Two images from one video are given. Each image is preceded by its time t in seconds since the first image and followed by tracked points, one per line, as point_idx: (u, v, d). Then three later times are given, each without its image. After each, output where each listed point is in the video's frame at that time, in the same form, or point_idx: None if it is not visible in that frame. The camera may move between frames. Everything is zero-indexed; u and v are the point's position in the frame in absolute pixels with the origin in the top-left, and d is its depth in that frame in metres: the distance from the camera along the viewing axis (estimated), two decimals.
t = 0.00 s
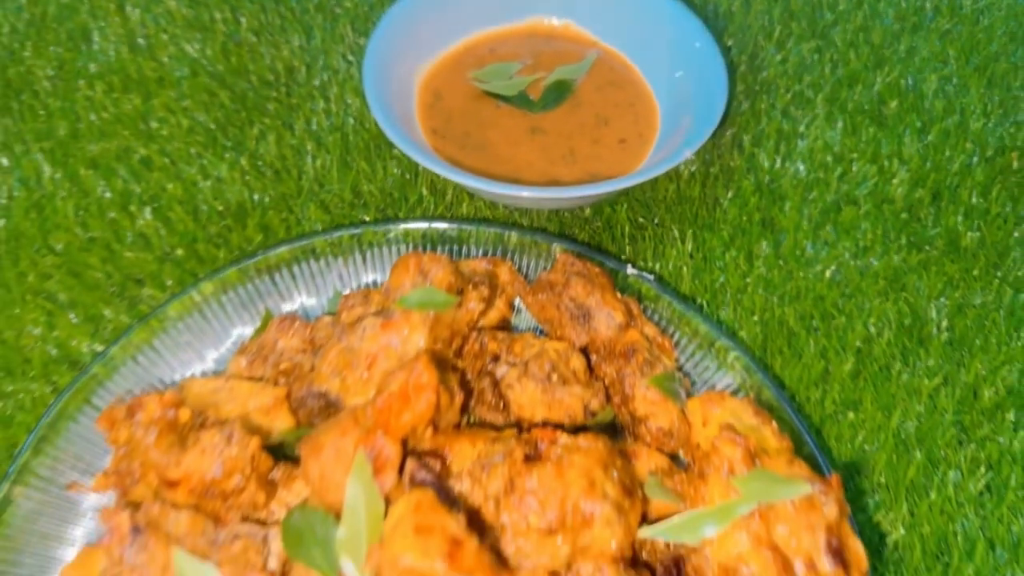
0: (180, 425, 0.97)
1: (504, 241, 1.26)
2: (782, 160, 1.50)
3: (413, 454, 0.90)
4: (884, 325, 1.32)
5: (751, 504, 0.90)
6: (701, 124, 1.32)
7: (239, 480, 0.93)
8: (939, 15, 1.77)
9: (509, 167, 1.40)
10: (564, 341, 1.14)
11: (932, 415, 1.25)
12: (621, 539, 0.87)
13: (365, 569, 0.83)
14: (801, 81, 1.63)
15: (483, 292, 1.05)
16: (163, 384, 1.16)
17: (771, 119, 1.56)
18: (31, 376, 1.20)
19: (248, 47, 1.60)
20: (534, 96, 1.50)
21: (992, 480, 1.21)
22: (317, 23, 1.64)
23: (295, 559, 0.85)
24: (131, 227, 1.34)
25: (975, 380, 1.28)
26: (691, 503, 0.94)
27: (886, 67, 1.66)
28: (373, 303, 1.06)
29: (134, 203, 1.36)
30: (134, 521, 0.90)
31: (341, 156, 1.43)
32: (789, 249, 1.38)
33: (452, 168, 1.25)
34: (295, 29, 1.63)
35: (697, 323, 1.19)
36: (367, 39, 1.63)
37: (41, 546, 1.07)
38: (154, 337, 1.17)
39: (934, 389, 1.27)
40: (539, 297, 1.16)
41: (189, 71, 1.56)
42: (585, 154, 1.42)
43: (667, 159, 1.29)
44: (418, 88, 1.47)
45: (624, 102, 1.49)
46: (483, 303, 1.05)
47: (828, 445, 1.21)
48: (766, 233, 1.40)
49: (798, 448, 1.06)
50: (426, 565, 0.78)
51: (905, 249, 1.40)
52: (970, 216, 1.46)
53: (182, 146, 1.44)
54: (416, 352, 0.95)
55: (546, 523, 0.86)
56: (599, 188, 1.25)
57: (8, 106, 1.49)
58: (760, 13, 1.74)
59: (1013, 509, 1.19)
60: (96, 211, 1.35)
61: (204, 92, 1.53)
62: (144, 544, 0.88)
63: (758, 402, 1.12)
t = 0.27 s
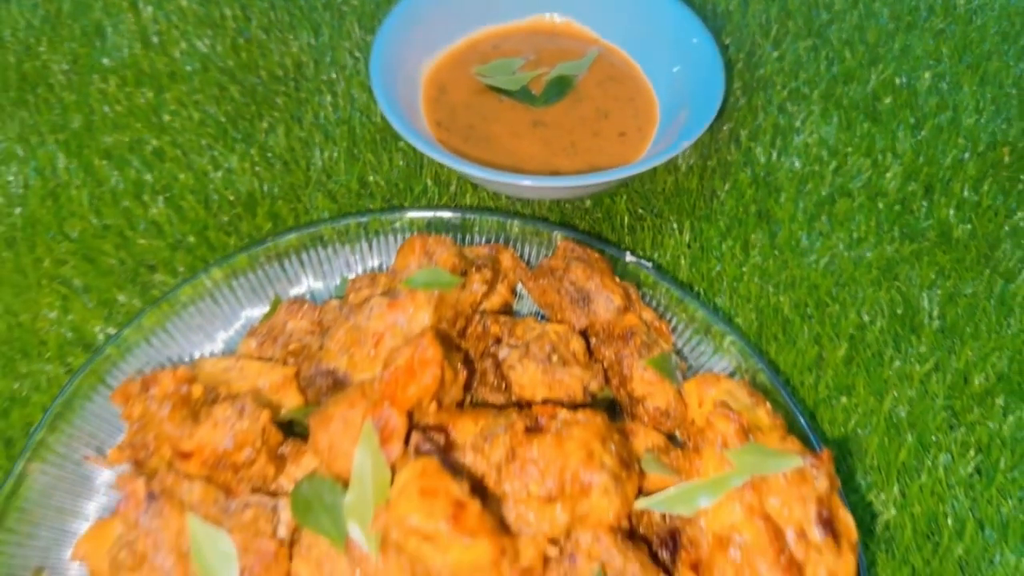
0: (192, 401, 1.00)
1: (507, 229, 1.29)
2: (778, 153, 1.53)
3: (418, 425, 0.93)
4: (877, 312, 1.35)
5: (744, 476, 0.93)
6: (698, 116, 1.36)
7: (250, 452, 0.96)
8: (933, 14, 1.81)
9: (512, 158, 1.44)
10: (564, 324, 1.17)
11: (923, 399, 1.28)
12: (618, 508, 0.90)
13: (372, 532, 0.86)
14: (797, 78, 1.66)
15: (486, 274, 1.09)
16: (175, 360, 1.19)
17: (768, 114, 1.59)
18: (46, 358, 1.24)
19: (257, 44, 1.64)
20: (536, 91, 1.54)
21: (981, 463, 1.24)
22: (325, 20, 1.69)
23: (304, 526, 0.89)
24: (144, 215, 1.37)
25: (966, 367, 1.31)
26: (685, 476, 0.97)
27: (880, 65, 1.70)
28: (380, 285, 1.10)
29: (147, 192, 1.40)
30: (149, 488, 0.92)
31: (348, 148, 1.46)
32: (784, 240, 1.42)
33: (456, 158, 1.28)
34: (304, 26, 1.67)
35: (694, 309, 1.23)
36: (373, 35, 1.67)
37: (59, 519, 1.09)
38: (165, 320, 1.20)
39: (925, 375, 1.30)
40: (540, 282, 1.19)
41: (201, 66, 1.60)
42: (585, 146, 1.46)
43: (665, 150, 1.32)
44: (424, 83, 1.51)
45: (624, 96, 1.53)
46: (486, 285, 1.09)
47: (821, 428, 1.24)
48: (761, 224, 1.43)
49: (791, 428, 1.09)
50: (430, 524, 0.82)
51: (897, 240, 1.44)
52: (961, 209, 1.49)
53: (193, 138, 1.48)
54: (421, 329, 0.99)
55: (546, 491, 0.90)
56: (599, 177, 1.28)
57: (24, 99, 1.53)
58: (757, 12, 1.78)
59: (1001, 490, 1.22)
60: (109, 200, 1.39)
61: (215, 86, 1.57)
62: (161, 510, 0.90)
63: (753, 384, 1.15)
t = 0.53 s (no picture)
0: (208, 370, 1.05)
1: (509, 215, 1.34)
2: (772, 146, 1.58)
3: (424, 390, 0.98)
4: (866, 297, 1.40)
5: (733, 440, 0.97)
6: (693, 108, 1.42)
7: (262, 417, 1.01)
8: (924, 16, 1.86)
9: (514, 149, 1.49)
10: (563, 302, 1.21)
11: (910, 380, 1.32)
12: (612, 469, 0.96)
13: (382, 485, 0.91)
14: (791, 75, 1.72)
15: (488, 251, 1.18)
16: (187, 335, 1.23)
17: (762, 109, 1.65)
18: (65, 335, 1.29)
19: (270, 40, 1.70)
20: (537, 85, 1.59)
21: (966, 440, 1.28)
22: (335, 18, 1.75)
23: (315, 483, 0.93)
24: (160, 200, 1.43)
25: (952, 349, 1.36)
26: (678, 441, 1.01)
27: (871, 63, 1.76)
28: (387, 262, 1.15)
29: (163, 179, 1.46)
30: (167, 446, 0.95)
31: (357, 138, 1.52)
32: (776, 228, 1.47)
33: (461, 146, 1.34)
34: (314, 23, 1.73)
35: (688, 290, 1.27)
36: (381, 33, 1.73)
37: (79, 486, 1.14)
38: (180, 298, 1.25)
39: (912, 357, 1.34)
40: (541, 263, 1.24)
41: (215, 61, 1.66)
42: (585, 138, 1.51)
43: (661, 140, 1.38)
44: (429, 77, 1.57)
45: (622, 91, 1.58)
46: (488, 261, 1.17)
47: (811, 406, 1.29)
48: (755, 213, 1.48)
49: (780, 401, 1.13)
50: (433, 476, 0.88)
51: (886, 229, 1.49)
52: (949, 200, 1.54)
53: (208, 128, 1.54)
54: (427, 300, 1.04)
55: (544, 450, 0.95)
56: (598, 165, 1.34)
57: (44, 91, 1.59)
58: (753, 13, 1.83)
59: (986, 467, 1.26)
60: (127, 186, 1.44)
61: (229, 80, 1.63)
62: (178, 467, 0.94)
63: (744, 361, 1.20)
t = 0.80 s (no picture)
0: (216, 350, 1.07)
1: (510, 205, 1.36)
2: (768, 140, 1.61)
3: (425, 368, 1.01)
4: (860, 287, 1.43)
5: (726, 417, 1.00)
6: (690, 102, 1.46)
7: (268, 395, 1.03)
8: (918, 15, 1.90)
9: (515, 142, 1.53)
10: (562, 288, 1.24)
11: (902, 367, 1.35)
12: (609, 445, 0.99)
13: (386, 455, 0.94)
14: (787, 72, 1.75)
15: (490, 237, 1.21)
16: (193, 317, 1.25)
17: (758, 104, 1.68)
18: (76, 320, 1.32)
19: (276, 37, 1.74)
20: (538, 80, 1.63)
21: (958, 426, 1.30)
22: (340, 15, 1.78)
23: (321, 456, 0.97)
24: (169, 190, 1.46)
25: (944, 337, 1.38)
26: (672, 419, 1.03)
27: (866, 61, 1.79)
28: (390, 246, 1.17)
29: (172, 170, 1.49)
30: (177, 419, 0.98)
31: (361, 132, 1.55)
32: (772, 219, 1.50)
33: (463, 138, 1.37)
34: (320, 21, 1.77)
35: (685, 279, 1.30)
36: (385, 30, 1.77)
37: (87, 466, 1.16)
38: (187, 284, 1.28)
39: (904, 345, 1.37)
40: (540, 250, 1.27)
41: (223, 57, 1.69)
42: (584, 131, 1.55)
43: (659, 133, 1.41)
44: (432, 72, 1.60)
45: (621, 86, 1.62)
46: (489, 247, 1.20)
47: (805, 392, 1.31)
48: (751, 205, 1.51)
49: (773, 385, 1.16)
50: (434, 446, 0.90)
51: (879, 221, 1.52)
52: (941, 194, 1.57)
53: (215, 121, 1.57)
54: (430, 282, 1.06)
55: (543, 425, 0.97)
56: (598, 156, 1.36)
57: (55, 85, 1.62)
58: (750, 12, 1.87)
59: (977, 451, 1.28)
60: (136, 177, 1.48)
61: (236, 75, 1.66)
62: (187, 439, 0.96)
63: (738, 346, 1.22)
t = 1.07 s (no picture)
0: (223, 330, 1.10)
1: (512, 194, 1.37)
2: (766, 134, 1.64)
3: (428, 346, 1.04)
4: (856, 277, 1.45)
5: (722, 394, 1.01)
6: (689, 95, 1.49)
7: (274, 373, 1.06)
8: (914, 13, 1.93)
9: (516, 134, 1.55)
10: (562, 274, 1.26)
11: (897, 354, 1.37)
12: (607, 421, 1.01)
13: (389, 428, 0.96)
14: (785, 68, 1.78)
15: (491, 222, 1.23)
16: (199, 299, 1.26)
17: (757, 99, 1.70)
18: (85, 305, 1.34)
19: (282, 33, 1.77)
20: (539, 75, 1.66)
21: (953, 412, 1.32)
22: (345, 12, 1.81)
23: (326, 430, 0.99)
24: (177, 180, 1.49)
25: (938, 326, 1.41)
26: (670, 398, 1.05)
27: (863, 58, 1.82)
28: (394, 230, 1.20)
29: (179, 160, 1.52)
30: (185, 394, 1.00)
31: (366, 124, 1.58)
32: (769, 210, 1.52)
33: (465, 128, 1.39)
34: (325, 17, 1.80)
35: (685, 268, 1.31)
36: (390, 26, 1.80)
37: (96, 447, 1.17)
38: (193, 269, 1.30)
39: (899, 332, 1.39)
40: (541, 237, 1.29)
41: (230, 51, 1.72)
42: (585, 124, 1.58)
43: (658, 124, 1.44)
44: (435, 66, 1.63)
45: (621, 80, 1.65)
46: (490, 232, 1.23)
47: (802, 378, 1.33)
48: (748, 196, 1.54)
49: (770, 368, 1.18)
50: (438, 417, 0.92)
51: (875, 212, 1.54)
52: (936, 186, 1.59)
53: (222, 114, 1.60)
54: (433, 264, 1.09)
55: (543, 401, 1.00)
56: (598, 147, 1.39)
57: (65, 78, 1.65)
58: (748, 10, 1.90)
59: (971, 436, 1.30)
60: (144, 167, 1.50)
61: (243, 69, 1.69)
62: (195, 414, 0.98)
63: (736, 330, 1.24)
